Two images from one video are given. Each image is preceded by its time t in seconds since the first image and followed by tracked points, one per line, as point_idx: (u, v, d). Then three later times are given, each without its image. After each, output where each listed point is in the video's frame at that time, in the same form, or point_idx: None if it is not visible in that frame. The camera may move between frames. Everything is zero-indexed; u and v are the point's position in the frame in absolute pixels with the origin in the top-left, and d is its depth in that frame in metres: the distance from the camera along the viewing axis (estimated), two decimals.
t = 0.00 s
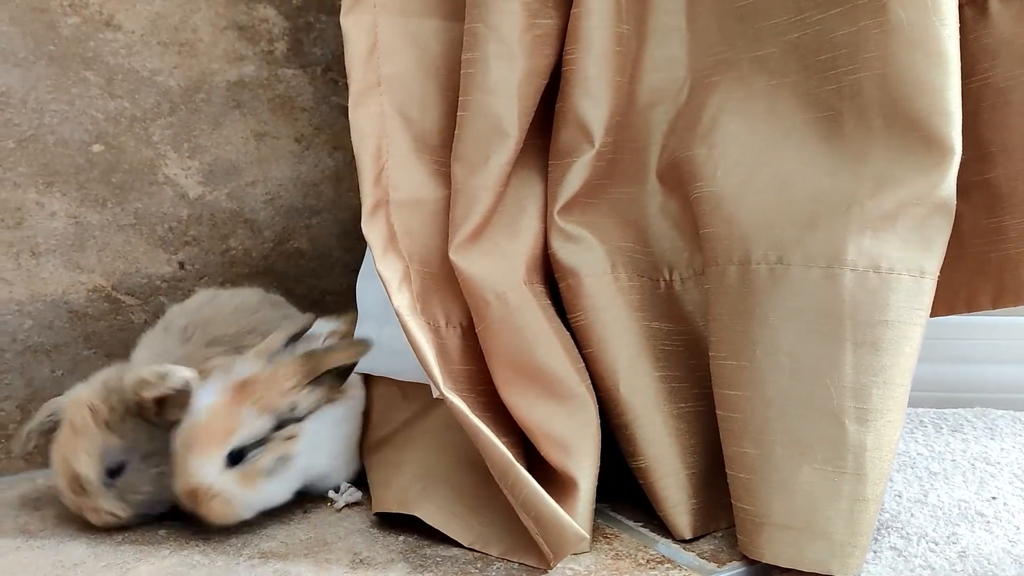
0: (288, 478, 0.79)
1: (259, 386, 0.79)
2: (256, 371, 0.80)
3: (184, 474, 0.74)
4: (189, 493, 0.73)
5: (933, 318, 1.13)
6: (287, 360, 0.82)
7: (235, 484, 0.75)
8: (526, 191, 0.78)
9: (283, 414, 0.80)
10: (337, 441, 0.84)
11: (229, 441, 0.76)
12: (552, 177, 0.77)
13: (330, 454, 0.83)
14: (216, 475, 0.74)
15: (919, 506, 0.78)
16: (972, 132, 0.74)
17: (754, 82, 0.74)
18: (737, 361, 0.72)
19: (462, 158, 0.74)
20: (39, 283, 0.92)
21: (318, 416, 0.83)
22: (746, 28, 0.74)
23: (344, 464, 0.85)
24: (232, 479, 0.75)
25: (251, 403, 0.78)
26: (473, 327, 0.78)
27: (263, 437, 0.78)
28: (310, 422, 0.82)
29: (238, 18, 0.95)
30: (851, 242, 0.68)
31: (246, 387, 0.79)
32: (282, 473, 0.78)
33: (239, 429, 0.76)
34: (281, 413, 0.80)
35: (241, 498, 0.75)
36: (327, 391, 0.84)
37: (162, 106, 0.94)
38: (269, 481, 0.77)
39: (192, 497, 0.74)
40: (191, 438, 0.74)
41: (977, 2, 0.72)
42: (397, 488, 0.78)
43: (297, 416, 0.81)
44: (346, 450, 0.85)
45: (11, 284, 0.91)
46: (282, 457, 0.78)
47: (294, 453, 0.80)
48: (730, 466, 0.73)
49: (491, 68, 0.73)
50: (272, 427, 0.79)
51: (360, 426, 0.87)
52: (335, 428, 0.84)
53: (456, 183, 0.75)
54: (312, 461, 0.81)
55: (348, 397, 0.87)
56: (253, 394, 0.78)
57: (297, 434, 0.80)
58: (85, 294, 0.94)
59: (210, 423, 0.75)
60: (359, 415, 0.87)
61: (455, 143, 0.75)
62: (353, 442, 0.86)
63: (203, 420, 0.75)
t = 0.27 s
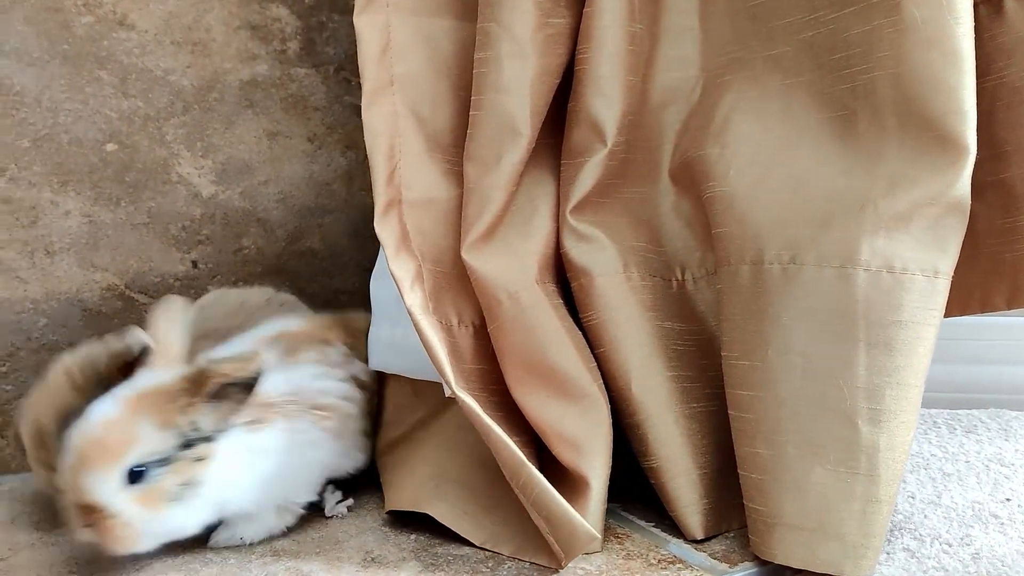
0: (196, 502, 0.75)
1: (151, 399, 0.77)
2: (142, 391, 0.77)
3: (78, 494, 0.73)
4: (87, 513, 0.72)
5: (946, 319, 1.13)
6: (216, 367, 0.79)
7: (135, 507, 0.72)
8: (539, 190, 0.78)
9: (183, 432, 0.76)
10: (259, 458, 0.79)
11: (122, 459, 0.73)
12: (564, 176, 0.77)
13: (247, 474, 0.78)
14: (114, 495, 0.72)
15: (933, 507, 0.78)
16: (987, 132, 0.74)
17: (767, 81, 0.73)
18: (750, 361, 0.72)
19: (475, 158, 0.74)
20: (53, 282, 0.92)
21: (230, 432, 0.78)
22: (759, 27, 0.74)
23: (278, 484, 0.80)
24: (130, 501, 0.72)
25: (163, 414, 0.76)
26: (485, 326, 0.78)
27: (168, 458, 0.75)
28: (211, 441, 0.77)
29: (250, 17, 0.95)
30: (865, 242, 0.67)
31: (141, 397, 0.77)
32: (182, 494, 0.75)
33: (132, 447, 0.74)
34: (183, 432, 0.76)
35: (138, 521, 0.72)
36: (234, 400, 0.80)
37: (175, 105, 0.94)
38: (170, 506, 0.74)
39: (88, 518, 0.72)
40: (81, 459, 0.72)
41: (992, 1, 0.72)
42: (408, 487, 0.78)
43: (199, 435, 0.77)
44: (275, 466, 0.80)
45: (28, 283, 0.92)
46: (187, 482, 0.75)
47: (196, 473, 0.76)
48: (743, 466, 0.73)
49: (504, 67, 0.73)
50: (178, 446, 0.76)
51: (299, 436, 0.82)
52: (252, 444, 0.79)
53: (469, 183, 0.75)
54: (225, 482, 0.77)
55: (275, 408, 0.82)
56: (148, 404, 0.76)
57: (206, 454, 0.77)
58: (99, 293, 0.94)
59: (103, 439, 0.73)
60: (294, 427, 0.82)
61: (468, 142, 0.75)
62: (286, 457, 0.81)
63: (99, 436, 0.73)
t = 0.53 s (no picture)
0: (120, 479, 0.66)
1: (54, 362, 0.67)
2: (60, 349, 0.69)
3: None
4: None
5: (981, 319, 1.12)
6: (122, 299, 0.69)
7: (31, 478, 0.63)
8: (576, 189, 0.77)
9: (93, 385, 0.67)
10: (164, 454, 0.68)
11: (21, 424, 0.64)
12: (602, 174, 0.77)
13: (154, 461, 0.67)
14: (9, 464, 0.63)
15: (974, 510, 0.77)
16: None
17: (807, 78, 0.73)
18: (790, 362, 0.71)
19: (511, 156, 0.74)
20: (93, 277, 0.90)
21: (152, 409, 0.69)
22: (799, 25, 0.73)
23: (169, 492, 0.68)
24: (24, 470, 0.63)
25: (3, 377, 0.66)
26: (519, 324, 0.77)
27: (71, 423, 0.65)
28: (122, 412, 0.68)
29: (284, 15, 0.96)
30: (908, 241, 0.67)
31: (40, 362, 0.68)
32: (83, 470, 0.64)
33: (32, 412, 0.65)
34: (92, 398, 0.67)
35: (33, 493, 0.63)
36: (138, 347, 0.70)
37: (213, 104, 0.89)
38: (71, 479, 0.64)
39: None
40: None
41: None
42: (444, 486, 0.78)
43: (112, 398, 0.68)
44: (172, 471, 0.68)
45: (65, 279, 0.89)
46: (91, 454, 0.65)
47: (111, 443, 0.66)
48: (782, 467, 0.73)
49: (542, 65, 0.73)
50: (83, 414, 0.66)
51: (207, 446, 0.70)
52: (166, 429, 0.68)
53: (505, 181, 0.75)
54: (132, 461, 0.66)
55: (197, 403, 0.71)
56: (48, 371, 0.67)
57: (115, 427, 0.66)
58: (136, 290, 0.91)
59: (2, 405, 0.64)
60: (213, 429, 0.70)
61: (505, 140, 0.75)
62: (192, 464, 0.69)
63: None
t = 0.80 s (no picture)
0: (136, 472, 0.67)
1: (84, 344, 0.68)
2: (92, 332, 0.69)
3: None
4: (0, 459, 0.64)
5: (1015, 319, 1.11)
6: (158, 301, 0.69)
7: (54, 458, 0.64)
8: (609, 188, 0.77)
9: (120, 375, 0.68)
10: (177, 453, 0.68)
11: (48, 405, 0.65)
12: (636, 173, 0.77)
13: (170, 458, 0.68)
14: (34, 443, 0.64)
15: (1010, 511, 0.77)
16: None
17: (843, 77, 0.72)
18: (826, 362, 0.71)
19: (545, 155, 0.74)
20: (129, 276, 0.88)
21: (173, 403, 0.69)
22: (835, 23, 0.73)
23: (175, 494, 0.68)
24: (48, 450, 0.64)
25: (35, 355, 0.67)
26: (552, 322, 0.77)
27: (96, 408, 0.66)
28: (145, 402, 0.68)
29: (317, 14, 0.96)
30: (946, 240, 0.66)
31: (70, 345, 0.68)
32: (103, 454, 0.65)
33: (57, 392, 0.65)
34: (118, 384, 0.67)
35: (57, 476, 0.64)
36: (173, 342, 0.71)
37: (250, 102, 0.89)
38: (93, 464, 0.65)
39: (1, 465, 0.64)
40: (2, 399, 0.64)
41: None
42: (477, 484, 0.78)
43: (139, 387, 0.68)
44: (180, 473, 0.68)
45: (107, 275, 0.87)
46: (112, 442, 0.66)
47: (131, 433, 0.66)
48: (816, 468, 0.72)
49: (576, 64, 0.73)
50: (109, 399, 0.67)
51: (219, 456, 0.70)
52: (183, 429, 0.69)
53: (537, 179, 0.75)
54: (153, 452, 0.67)
55: (218, 413, 0.72)
56: (77, 353, 0.68)
57: (139, 415, 0.67)
58: (175, 287, 0.90)
59: (29, 380, 0.65)
60: (226, 442, 0.71)
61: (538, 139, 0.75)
62: (203, 470, 0.69)
63: (22, 378, 0.65)
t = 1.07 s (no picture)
0: (180, 467, 0.67)
1: (129, 340, 0.68)
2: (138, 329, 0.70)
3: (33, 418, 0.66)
4: (47, 455, 0.64)
5: None
6: (201, 313, 0.67)
7: (103, 454, 0.65)
8: (649, 185, 0.77)
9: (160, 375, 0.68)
10: (217, 449, 0.69)
11: (95, 399, 0.66)
12: (676, 170, 0.77)
13: (213, 454, 0.68)
14: (81, 438, 0.65)
15: None
16: None
17: (886, 73, 0.71)
18: (868, 361, 0.70)
19: (584, 152, 0.74)
20: (170, 271, 0.88)
21: (213, 399, 0.70)
22: (879, 18, 0.72)
23: (214, 489, 0.69)
24: (96, 445, 0.65)
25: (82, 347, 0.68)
26: (590, 320, 0.77)
27: (142, 403, 0.67)
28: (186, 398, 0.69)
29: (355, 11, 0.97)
30: (991, 239, 0.65)
31: (117, 341, 0.69)
32: (149, 447, 0.66)
33: (107, 387, 0.66)
34: (162, 379, 0.68)
35: (105, 471, 0.65)
36: (218, 351, 0.69)
37: (289, 99, 0.89)
38: (139, 458, 0.66)
39: (50, 461, 0.64)
40: (49, 393, 0.65)
41: None
42: (513, 481, 0.78)
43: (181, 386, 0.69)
44: (219, 469, 0.69)
45: (147, 271, 0.87)
46: (158, 435, 0.66)
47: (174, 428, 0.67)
48: (857, 468, 0.72)
49: (617, 61, 0.73)
50: (155, 394, 0.68)
51: (257, 454, 0.70)
52: (224, 425, 0.69)
53: (577, 176, 0.75)
54: (198, 448, 0.68)
55: (256, 410, 0.72)
56: (123, 349, 0.68)
57: (183, 410, 0.68)
58: (214, 283, 0.89)
59: (74, 373, 0.66)
60: (264, 439, 0.71)
61: (578, 135, 0.75)
62: (243, 466, 0.70)
63: (69, 373, 0.66)
